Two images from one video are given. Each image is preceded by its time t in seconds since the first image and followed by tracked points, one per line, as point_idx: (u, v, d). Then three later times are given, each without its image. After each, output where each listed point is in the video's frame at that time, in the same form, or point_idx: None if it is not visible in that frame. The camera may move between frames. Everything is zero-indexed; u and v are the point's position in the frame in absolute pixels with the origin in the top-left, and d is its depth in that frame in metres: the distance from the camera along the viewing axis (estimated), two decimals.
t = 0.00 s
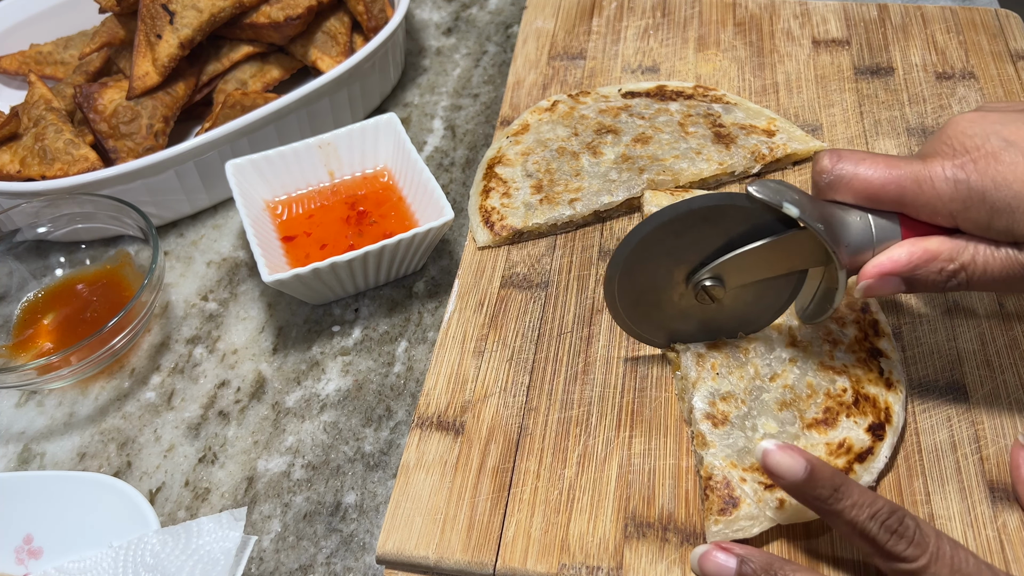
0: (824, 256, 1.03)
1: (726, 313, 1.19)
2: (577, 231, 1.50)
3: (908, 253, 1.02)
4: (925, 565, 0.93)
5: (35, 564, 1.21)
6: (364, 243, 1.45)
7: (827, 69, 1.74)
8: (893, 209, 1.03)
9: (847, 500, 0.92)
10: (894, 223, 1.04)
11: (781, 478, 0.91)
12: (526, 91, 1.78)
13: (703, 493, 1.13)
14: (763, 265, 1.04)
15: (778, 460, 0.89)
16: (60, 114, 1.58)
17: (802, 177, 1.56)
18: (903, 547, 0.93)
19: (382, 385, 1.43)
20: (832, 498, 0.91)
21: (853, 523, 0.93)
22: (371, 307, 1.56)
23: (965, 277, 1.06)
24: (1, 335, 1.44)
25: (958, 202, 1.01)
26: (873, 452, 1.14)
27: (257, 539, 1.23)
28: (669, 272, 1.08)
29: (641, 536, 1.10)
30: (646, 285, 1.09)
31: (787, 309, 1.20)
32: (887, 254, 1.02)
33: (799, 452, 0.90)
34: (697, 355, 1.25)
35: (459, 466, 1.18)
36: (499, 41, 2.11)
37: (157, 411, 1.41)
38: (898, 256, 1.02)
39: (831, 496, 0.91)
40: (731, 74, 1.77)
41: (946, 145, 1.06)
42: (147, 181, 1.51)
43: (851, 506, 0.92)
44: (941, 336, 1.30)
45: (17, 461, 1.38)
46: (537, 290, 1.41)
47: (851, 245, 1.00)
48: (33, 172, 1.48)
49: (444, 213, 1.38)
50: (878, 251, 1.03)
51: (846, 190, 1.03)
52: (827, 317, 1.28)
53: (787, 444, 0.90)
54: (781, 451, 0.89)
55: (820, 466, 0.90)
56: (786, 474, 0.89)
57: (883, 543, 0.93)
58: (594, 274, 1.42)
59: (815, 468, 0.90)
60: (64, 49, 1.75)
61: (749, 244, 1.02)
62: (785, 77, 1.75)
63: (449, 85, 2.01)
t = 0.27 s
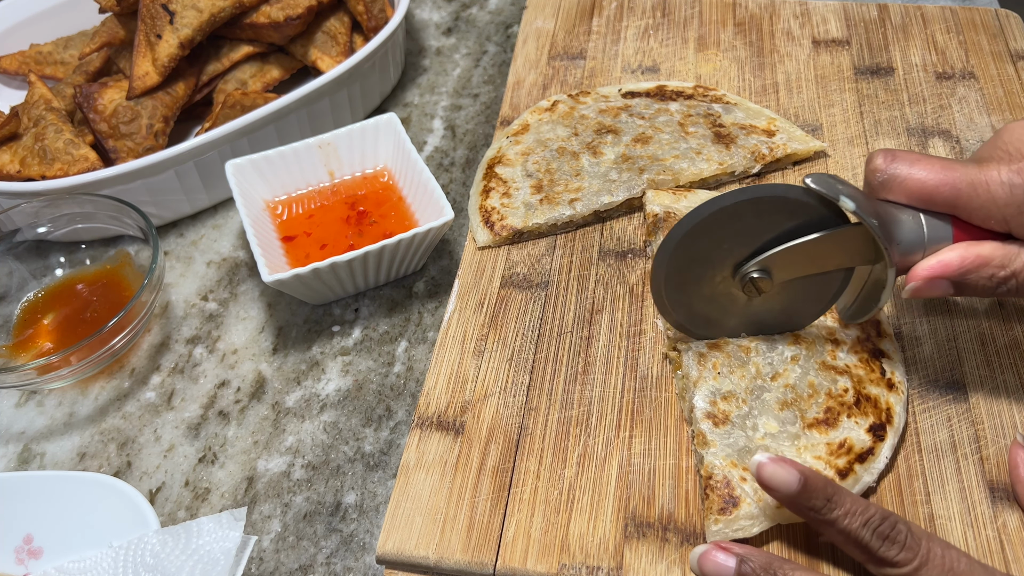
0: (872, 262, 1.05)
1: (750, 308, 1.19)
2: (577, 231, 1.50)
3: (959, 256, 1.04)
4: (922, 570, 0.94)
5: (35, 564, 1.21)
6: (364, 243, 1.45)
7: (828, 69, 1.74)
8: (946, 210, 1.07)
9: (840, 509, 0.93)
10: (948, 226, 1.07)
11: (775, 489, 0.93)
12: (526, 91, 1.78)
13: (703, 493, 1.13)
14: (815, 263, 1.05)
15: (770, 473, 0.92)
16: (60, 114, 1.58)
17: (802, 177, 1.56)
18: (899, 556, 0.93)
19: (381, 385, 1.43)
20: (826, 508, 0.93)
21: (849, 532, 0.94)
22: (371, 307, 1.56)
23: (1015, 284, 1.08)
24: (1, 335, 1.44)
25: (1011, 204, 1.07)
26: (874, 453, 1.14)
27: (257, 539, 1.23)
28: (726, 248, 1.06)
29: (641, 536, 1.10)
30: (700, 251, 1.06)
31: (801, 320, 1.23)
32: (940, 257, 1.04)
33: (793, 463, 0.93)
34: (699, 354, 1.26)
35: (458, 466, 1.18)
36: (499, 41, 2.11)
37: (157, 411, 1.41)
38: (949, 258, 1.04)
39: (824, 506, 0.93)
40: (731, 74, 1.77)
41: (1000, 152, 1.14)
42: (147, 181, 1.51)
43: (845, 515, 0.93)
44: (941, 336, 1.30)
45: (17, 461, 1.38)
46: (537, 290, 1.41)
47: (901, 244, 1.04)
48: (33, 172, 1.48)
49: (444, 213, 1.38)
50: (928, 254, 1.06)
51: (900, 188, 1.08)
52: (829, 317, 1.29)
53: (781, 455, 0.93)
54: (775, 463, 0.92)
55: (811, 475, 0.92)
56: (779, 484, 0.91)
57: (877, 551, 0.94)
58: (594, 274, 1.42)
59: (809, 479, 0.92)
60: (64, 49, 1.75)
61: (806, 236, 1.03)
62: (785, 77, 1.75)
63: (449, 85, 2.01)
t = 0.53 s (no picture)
0: (951, 268, 1.05)
1: (803, 301, 1.18)
2: (577, 231, 1.50)
3: None
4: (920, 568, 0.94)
5: (35, 564, 1.21)
6: (364, 243, 1.45)
7: (828, 69, 1.74)
8: None
9: (837, 509, 0.93)
10: None
11: (771, 492, 0.92)
12: (526, 91, 1.78)
13: (706, 493, 1.13)
14: (893, 265, 1.04)
15: (766, 473, 0.91)
16: (60, 114, 1.58)
17: (802, 177, 1.56)
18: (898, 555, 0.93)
19: (381, 385, 1.43)
20: (822, 508, 0.93)
21: (847, 532, 0.93)
22: (371, 307, 1.56)
23: None
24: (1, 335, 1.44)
25: None
26: (877, 454, 1.14)
27: (257, 539, 1.23)
28: (827, 227, 1.03)
29: (641, 536, 1.10)
30: (800, 221, 1.02)
31: (828, 327, 1.24)
32: None
33: (788, 465, 0.92)
34: (702, 356, 1.26)
35: (458, 466, 1.18)
36: (499, 41, 2.11)
37: (157, 411, 1.41)
38: None
39: (821, 506, 0.92)
40: (731, 74, 1.77)
41: None
42: (147, 181, 1.51)
43: (842, 515, 0.93)
44: (942, 336, 1.30)
45: (17, 461, 1.38)
46: (537, 290, 1.41)
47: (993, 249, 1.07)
48: (33, 172, 1.48)
49: (444, 213, 1.38)
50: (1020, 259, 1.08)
51: (989, 191, 1.16)
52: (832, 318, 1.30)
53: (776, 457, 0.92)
54: (771, 465, 0.91)
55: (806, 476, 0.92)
56: (775, 486, 0.90)
57: (876, 550, 0.93)
58: (593, 274, 1.42)
59: (804, 480, 0.91)
60: (64, 49, 1.75)
61: (896, 235, 1.02)
62: (785, 77, 1.75)
63: (449, 85, 2.01)
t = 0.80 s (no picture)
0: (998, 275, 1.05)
1: (854, 279, 1.05)
2: (577, 231, 1.50)
3: None
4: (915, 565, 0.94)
5: (35, 564, 1.21)
6: (364, 243, 1.45)
7: (828, 69, 1.75)
8: None
9: (831, 512, 0.91)
10: None
11: (765, 499, 0.88)
12: (526, 91, 1.78)
13: (708, 493, 1.13)
14: (964, 266, 1.01)
15: (761, 482, 0.87)
16: (60, 114, 1.58)
17: (802, 177, 1.56)
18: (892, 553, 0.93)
19: (382, 385, 1.43)
20: (818, 512, 0.91)
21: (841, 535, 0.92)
22: (371, 307, 1.56)
23: None
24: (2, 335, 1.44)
25: None
26: (880, 455, 1.14)
27: (257, 539, 1.23)
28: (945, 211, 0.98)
29: (641, 536, 1.10)
30: (936, 195, 0.95)
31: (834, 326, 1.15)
32: None
33: (781, 469, 0.88)
34: (704, 356, 1.27)
35: (459, 466, 1.18)
36: (499, 41, 2.11)
37: (157, 411, 1.41)
38: None
39: (816, 511, 0.91)
40: (731, 74, 1.77)
41: None
42: (147, 181, 1.51)
43: (837, 517, 0.91)
44: (942, 336, 1.30)
45: (17, 461, 1.38)
46: (537, 290, 1.41)
47: None
48: (33, 172, 1.48)
49: (444, 213, 1.38)
50: None
51: None
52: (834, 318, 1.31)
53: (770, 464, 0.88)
54: (765, 471, 0.87)
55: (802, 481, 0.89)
56: (770, 494, 0.87)
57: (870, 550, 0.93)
58: (594, 274, 1.42)
59: (799, 485, 0.88)
60: (64, 49, 1.75)
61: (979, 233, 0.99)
62: (785, 77, 1.75)
63: (449, 85, 2.01)
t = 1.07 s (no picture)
0: None
1: None
2: (577, 231, 1.50)
3: None
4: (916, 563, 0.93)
5: (35, 564, 1.21)
6: (364, 243, 1.45)
7: (828, 69, 1.75)
8: None
9: (830, 519, 0.88)
10: None
11: (762, 511, 0.84)
12: (526, 91, 1.78)
13: (707, 493, 1.13)
14: None
15: (759, 493, 0.83)
16: (60, 114, 1.58)
17: (802, 176, 1.56)
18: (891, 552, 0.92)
19: (382, 385, 1.43)
20: (818, 519, 0.88)
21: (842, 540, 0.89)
22: (371, 307, 1.56)
23: None
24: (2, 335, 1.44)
25: None
26: (879, 455, 1.14)
27: (257, 539, 1.23)
28: None
29: (641, 536, 1.10)
30: None
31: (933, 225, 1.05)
32: None
33: (775, 478, 0.85)
34: (704, 356, 1.27)
35: (459, 466, 1.18)
36: (499, 41, 2.11)
37: (157, 411, 1.41)
38: None
39: (815, 518, 0.88)
40: (731, 74, 1.77)
41: None
42: (147, 181, 1.51)
43: (837, 523, 0.88)
44: (942, 336, 1.30)
45: (17, 461, 1.38)
46: (537, 290, 1.40)
47: None
48: (33, 172, 1.49)
49: (444, 213, 1.38)
50: None
51: None
52: (833, 318, 1.31)
53: (763, 475, 0.84)
54: (761, 482, 0.83)
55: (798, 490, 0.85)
56: (769, 505, 0.83)
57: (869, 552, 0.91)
58: (593, 274, 1.42)
59: (795, 495, 0.85)
60: (64, 49, 1.75)
61: None
62: (785, 77, 1.75)
63: (449, 85, 2.01)
